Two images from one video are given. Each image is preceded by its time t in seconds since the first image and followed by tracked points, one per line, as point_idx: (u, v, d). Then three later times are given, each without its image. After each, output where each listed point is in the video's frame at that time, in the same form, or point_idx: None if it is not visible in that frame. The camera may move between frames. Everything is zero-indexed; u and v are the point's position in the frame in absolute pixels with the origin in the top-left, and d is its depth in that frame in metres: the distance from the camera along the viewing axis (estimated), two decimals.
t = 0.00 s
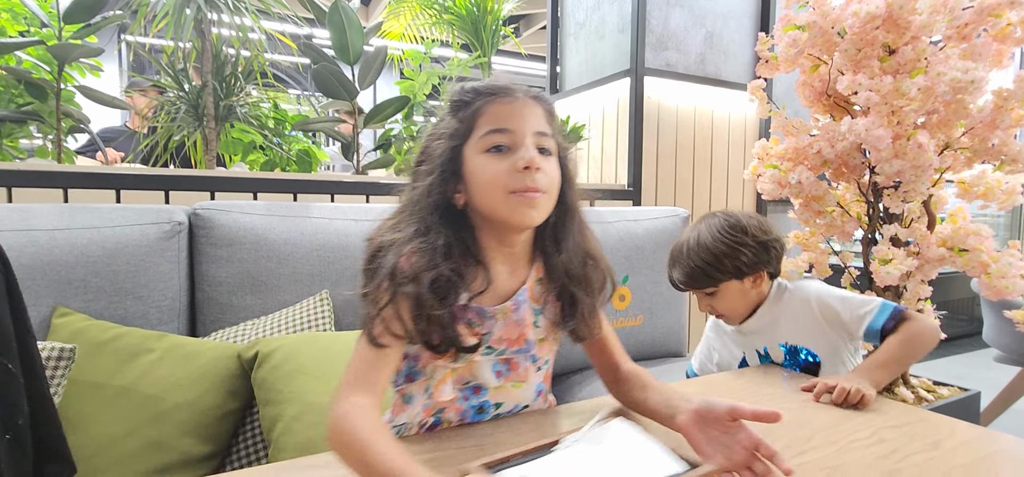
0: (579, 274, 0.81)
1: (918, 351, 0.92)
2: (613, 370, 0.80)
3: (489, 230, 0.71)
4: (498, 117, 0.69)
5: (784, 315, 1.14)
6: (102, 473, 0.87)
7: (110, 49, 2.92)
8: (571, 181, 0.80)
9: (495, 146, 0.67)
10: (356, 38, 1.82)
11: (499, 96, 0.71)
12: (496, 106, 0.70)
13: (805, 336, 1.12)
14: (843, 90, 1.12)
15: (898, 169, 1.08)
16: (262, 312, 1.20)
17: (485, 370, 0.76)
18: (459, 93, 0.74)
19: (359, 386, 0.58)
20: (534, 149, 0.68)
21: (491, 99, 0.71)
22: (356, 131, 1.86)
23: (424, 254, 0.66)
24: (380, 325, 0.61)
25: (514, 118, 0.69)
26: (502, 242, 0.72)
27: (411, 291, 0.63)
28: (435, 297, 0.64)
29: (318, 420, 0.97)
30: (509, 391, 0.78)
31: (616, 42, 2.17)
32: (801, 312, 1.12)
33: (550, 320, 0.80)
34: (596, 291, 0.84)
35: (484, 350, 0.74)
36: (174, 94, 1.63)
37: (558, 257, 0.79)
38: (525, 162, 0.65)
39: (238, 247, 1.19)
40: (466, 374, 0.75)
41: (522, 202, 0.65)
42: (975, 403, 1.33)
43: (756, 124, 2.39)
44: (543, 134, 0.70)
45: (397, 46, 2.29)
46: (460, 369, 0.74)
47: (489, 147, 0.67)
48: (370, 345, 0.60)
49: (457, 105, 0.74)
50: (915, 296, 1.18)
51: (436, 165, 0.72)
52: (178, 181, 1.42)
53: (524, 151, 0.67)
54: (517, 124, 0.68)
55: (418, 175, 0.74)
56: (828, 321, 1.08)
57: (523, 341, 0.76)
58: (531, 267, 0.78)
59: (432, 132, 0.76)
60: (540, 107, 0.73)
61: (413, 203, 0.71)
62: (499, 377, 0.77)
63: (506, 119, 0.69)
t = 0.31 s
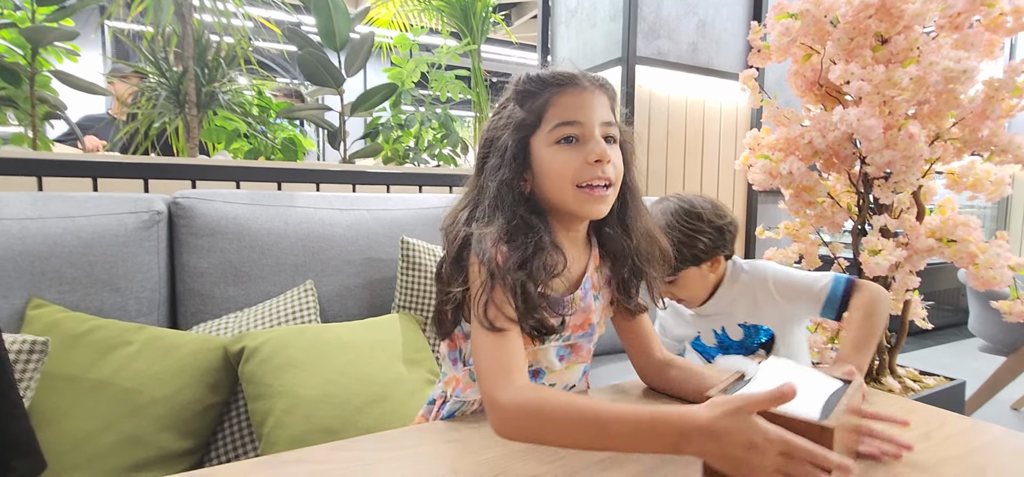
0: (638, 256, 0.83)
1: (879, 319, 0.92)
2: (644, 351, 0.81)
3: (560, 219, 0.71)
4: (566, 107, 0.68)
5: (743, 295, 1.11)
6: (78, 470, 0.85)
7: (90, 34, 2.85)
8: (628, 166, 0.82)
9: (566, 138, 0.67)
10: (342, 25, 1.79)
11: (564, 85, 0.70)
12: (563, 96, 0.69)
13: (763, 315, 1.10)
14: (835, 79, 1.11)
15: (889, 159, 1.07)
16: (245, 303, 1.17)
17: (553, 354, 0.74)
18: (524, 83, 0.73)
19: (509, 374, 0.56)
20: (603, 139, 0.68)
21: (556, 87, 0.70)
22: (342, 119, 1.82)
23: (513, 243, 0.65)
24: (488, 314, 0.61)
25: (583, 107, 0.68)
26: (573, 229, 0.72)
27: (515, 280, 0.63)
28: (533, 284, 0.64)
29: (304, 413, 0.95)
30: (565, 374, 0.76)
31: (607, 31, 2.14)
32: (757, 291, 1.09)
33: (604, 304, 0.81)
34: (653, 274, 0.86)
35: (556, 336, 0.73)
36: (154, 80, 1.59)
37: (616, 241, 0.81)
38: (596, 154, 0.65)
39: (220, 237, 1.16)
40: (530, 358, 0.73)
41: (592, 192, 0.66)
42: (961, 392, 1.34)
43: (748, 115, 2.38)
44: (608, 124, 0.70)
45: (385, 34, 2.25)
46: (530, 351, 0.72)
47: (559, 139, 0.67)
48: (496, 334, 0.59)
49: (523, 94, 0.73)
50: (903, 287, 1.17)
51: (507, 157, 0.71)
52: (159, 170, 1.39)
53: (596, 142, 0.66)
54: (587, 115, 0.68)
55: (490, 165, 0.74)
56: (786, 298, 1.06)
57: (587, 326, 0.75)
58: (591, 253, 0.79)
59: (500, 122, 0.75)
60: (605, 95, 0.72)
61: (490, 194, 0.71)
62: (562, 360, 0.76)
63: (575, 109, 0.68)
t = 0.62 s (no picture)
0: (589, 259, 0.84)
1: (854, 307, 0.94)
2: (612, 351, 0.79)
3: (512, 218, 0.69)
4: (526, 101, 0.67)
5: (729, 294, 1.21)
6: (58, 468, 0.84)
7: (69, 23, 2.79)
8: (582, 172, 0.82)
9: (525, 132, 0.66)
10: (330, 16, 1.76)
11: (528, 81, 0.69)
12: (523, 91, 0.68)
13: (737, 312, 1.21)
14: (822, 76, 1.11)
15: (875, 156, 1.07)
16: (229, 299, 1.16)
17: (508, 357, 0.75)
18: (486, 74, 0.71)
19: (446, 382, 0.53)
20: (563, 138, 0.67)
21: (519, 83, 0.69)
22: (330, 112, 1.80)
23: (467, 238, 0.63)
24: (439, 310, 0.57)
25: (544, 104, 0.67)
26: (523, 229, 0.71)
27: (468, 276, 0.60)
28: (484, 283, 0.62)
29: (289, 410, 0.95)
30: (522, 377, 0.77)
31: (597, 25, 2.13)
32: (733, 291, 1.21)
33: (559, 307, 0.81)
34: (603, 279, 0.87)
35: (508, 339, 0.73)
36: (137, 71, 1.56)
37: (569, 243, 0.81)
38: (556, 151, 0.65)
39: (204, 231, 1.14)
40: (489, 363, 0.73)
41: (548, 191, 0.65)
42: (941, 386, 1.36)
43: (736, 111, 2.39)
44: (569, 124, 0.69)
45: (373, 26, 2.23)
46: (485, 358, 0.73)
47: (519, 133, 0.65)
48: (439, 335, 0.56)
49: (483, 86, 0.71)
50: (887, 282, 1.19)
51: (463, 150, 0.68)
52: (141, 163, 1.36)
53: (557, 140, 0.66)
54: (547, 111, 0.67)
55: (444, 158, 0.70)
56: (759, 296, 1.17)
57: (544, 329, 0.76)
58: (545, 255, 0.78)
59: (456, 113, 0.72)
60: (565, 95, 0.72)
61: (443, 186, 0.67)
62: (519, 363, 0.77)
63: (537, 105, 0.67)
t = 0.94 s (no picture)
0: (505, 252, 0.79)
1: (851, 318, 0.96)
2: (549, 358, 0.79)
3: (417, 211, 0.65)
4: (418, 82, 0.65)
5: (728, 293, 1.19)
6: (40, 464, 0.83)
7: (53, 13, 2.74)
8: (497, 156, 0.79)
9: (418, 114, 0.63)
10: (320, 9, 1.74)
11: (416, 60, 0.67)
12: (415, 72, 0.66)
13: (731, 315, 1.18)
14: (813, 74, 1.11)
15: (864, 154, 1.08)
16: (214, 293, 1.15)
17: (412, 372, 0.70)
18: (371, 60, 0.68)
19: (268, 413, 0.52)
20: (463, 114, 0.65)
21: (407, 62, 0.66)
22: (320, 106, 1.79)
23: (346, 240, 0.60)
24: (299, 330, 0.55)
25: (437, 81, 0.65)
26: (434, 224, 0.67)
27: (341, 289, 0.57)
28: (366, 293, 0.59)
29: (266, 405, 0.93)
30: (435, 392, 0.72)
31: (589, 21, 2.13)
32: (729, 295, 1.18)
33: (479, 315, 0.76)
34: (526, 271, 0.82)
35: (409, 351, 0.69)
36: (123, 62, 1.53)
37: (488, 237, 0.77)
38: (456, 128, 0.62)
39: (190, 225, 1.13)
40: (388, 377, 0.69)
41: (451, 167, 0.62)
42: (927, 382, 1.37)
43: (728, 108, 2.40)
44: (469, 101, 0.67)
45: (365, 20, 2.21)
46: (381, 372, 0.68)
47: (411, 116, 0.63)
48: (286, 358, 0.54)
49: (371, 73, 0.68)
50: (874, 279, 1.19)
51: (350, 143, 0.65)
52: (126, 155, 1.34)
53: (453, 115, 0.63)
54: (441, 90, 0.64)
55: (331, 154, 0.67)
56: (757, 302, 1.14)
57: (452, 340, 0.71)
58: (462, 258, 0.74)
59: (344, 104, 0.69)
60: (462, 71, 0.69)
61: (326, 185, 0.65)
62: (426, 378, 0.71)
63: (427, 83, 0.64)
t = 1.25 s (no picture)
0: (506, 254, 0.76)
1: (795, 289, 1.02)
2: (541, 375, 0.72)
3: (416, 204, 0.66)
4: (420, 72, 0.66)
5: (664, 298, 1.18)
6: (26, 458, 0.82)
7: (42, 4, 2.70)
8: (506, 147, 0.77)
9: (416, 105, 0.64)
10: (313, 2, 1.73)
11: (424, 49, 0.68)
12: (417, 62, 0.66)
13: (670, 320, 1.17)
14: (807, 73, 1.11)
15: (856, 153, 1.08)
16: (203, 287, 1.14)
17: (395, 368, 0.72)
18: (376, 49, 0.71)
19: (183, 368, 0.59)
20: (462, 106, 0.65)
21: (412, 52, 0.68)
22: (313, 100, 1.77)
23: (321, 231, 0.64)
24: (245, 312, 0.62)
25: (439, 71, 0.65)
26: (431, 217, 0.67)
27: (289, 277, 0.61)
28: (316, 288, 0.61)
29: (256, 400, 0.92)
30: (419, 392, 0.73)
31: (585, 17, 2.12)
32: (666, 298, 1.18)
33: (473, 319, 0.76)
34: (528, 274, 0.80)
35: (392, 345, 0.71)
36: (112, 53, 1.51)
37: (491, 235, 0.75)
38: (451, 119, 0.62)
39: (179, 219, 1.12)
40: (371, 370, 0.72)
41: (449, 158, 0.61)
42: (916, 380, 1.38)
43: (722, 106, 2.41)
44: (471, 92, 0.66)
45: (358, 13, 2.19)
46: (367, 362, 0.71)
47: (409, 106, 0.64)
48: (223, 335, 0.61)
49: (376, 62, 0.70)
50: (865, 278, 1.20)
51: (350, 130, 0.68)
52: (114, 146, 1.32)
53: (449, 107, 0.63)
54: (443, 80, 0.65)
55: (332, 141, 0.70)
56: (694, 301, 1.15)
57: (438, 342, 0.72)
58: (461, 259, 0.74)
59: (351, 89, 0.72)
60: (469, 61, 0.69)
61: (323, 171, 0.69)
62: (410, 377, 0.73)
63: (429, 73, 0.65)
